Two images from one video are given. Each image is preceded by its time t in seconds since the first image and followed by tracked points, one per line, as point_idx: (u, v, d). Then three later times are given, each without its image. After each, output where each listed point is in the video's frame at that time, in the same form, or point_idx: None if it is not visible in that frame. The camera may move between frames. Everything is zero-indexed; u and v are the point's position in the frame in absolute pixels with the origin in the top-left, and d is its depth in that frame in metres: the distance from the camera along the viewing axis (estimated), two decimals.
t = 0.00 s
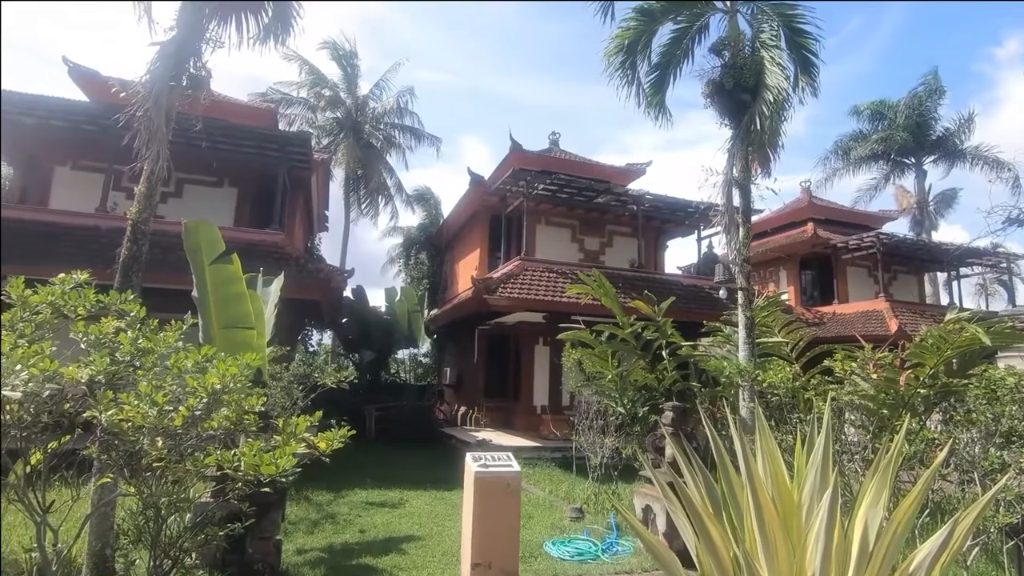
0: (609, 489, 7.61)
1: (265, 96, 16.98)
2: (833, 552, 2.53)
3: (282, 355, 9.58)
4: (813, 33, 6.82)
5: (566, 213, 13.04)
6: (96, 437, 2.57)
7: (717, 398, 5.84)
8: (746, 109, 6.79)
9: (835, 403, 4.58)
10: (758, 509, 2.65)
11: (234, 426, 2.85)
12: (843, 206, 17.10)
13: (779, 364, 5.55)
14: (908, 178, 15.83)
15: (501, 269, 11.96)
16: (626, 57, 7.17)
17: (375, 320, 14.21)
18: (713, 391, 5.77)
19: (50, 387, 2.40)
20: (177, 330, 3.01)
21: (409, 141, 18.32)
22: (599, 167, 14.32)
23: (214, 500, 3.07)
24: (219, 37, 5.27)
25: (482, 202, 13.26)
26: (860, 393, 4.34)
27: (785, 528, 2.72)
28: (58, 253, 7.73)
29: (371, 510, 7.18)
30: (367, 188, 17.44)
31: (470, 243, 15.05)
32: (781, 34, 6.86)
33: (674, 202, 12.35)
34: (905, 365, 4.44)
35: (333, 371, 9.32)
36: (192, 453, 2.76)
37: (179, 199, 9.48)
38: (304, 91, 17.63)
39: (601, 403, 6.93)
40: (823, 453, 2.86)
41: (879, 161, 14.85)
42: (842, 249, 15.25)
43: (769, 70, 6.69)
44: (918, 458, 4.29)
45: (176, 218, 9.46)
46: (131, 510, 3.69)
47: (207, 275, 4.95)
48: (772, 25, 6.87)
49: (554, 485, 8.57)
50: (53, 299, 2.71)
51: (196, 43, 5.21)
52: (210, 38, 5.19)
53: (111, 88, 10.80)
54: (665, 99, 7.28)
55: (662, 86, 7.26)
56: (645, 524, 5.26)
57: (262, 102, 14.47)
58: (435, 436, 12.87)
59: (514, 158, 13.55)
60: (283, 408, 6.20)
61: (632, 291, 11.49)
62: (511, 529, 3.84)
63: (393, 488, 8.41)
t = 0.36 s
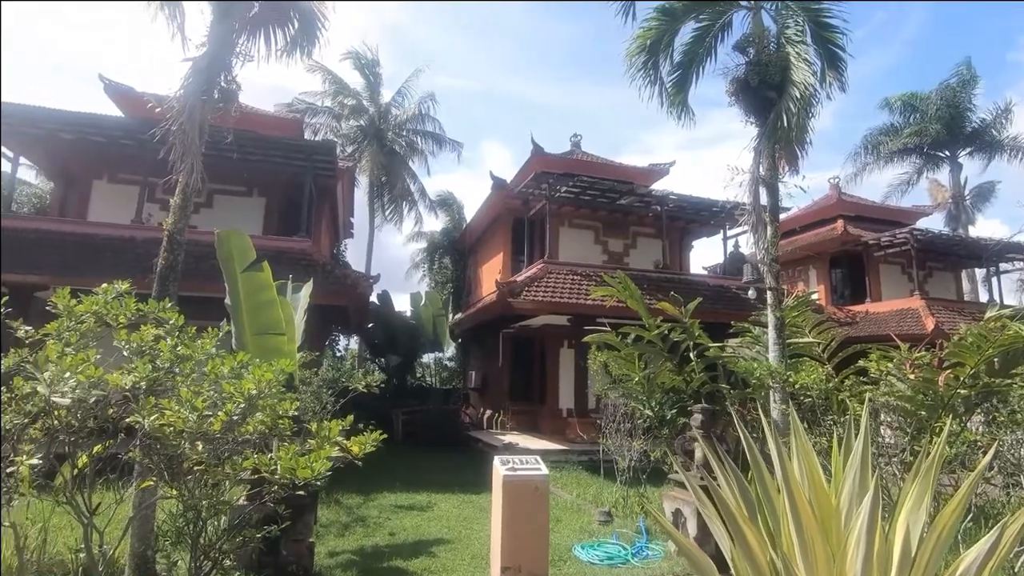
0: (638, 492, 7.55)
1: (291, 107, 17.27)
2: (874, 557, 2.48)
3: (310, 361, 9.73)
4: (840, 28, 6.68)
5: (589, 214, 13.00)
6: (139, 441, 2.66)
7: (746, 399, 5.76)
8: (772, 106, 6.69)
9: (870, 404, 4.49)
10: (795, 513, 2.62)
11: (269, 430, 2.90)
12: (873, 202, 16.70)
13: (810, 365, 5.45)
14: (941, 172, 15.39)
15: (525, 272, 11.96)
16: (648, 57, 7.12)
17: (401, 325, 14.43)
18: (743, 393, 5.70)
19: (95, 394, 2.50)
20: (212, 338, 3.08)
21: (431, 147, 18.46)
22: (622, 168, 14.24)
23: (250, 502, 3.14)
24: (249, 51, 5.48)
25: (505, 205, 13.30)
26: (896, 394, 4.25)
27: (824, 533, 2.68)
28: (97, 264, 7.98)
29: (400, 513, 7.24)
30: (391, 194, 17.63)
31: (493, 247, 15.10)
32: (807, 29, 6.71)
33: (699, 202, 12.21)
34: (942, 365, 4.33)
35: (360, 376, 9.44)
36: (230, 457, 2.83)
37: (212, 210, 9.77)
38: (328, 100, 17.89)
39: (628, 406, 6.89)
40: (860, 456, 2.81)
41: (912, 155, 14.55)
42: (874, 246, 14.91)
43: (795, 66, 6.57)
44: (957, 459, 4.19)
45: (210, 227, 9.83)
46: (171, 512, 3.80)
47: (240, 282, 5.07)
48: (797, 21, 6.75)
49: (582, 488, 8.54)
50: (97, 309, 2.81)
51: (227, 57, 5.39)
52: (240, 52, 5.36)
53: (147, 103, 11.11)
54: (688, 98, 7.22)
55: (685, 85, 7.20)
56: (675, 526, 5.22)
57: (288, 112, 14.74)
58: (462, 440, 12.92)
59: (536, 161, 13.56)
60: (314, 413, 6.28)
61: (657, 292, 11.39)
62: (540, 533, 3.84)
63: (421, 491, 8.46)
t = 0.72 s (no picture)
0: (665, 496, 7.48)
1: (314, 116, 17.53)
2: (915, 563, 2.44)
3: (337, 366, 9.85)
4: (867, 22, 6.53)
5: (611, 216, 12.94)
6: (178, 446, 2.74)
7: (776, 402, 5.67)
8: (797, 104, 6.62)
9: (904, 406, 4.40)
10: (832, 517, 2.58)
11: (302, 434, 2.94)
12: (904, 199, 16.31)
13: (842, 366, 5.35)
14: (975, 166, 14.97)
15: (547, 275, 11.95)
16: (669, 57, 7.11)
17: (425, 330, 14.48)
18: (773, 395, 5.61)
19: (137, 400, 2.57)
20: (244, 344, 3.14)
21: (452, 152, 18.58)
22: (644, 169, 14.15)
23: (283, 506, 3.20)
24: (276, 64, 5.62)
25: (526, 209, 13.31)
26: (931, 394, 4.16)
27: (862, 538, 2.63)
28: (131, 274, 8.20)
29: (427, 516, 7.29)
30: (413, 200, 17.79)
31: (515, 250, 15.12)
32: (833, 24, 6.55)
33: (723, 202, 12.07)
34: (980, 365, 4.23)
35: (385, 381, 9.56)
36: (264, 462, 2.89)
37: (239, 219, 9.97)
38: (350, 109, 18.10)
39: (654, 409, 6.84)
40: (897, 459, 2.75)
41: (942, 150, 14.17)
42: (905, 243, 14.57)
43: (821, 63, 6.45)
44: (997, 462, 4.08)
45: (238, 236, 10.05)
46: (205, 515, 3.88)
47: (269, 289, 5.18)
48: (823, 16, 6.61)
49: (608, 492, 8.49)
50: (135, 317, 2.89)
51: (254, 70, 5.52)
52: (267, 65, 5.53)
53: (178, 116, 11.40)
54: (710, 98, 7.20)
55: (706, 84, 7.17)
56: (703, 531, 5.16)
57: (311, 122, 14.98)
58: (486, 444, 12.95)
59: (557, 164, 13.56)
60: (341, 418, 6.35)
61: (681, 294, 11.29)
62: (567, 536, 3.83)
63: (447, 495, 8.49)
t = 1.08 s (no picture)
0: (691, 501, 7.40)
1: (335, 124, 17.76)
2: (956, 569, 2.39)
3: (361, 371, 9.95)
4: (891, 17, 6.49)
5: (632, 218, 12.88)
6: (212, 451, 2.79)
7: (805, 404, 5.59)
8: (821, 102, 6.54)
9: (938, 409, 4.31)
10: (867, 522, 2.54)
11: (332, 438, 2.99)
12: (932, 196, 15.95)
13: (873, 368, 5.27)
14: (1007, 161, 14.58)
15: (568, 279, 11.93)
16: (690, 58, 7.03)
17: (446, 335, 14.58)
18: (801, 398, 5.54)
19: (177, 405, 2.64)
20: (274, 351, 3.21)
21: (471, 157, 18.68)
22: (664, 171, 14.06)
23: (314, 509, 3.25)
24: (300, 75, 5.75)
25: (546, 212, 13.33)
26: (967, 397, 4.07)
27: (900, 542, 2.58)
28: (162, 282, 8.41)
29: (452, 520, 7.31)
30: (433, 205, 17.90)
31: (536, 254, 15.12)
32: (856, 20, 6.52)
33: (746, 202, 11.95)
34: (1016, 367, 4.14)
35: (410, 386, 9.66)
36: (296, 465, 2.94)
37: (264, 227, 10.15)
38: (371, 117, 18.33)
39: (679, 412, 6.78)
40: (934, 463, 2.70)
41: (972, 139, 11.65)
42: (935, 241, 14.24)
43: (845, 60, 6.40)
44: None
45: (264, 245, 10.24)
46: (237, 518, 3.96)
47: (295, 296, 5.28)
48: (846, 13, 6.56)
49: (633, 497, 8.43)
50: (171, 326, 2.97)
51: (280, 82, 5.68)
52: (292, 77, 5.68)
53: (205, 128, 11.66)
54: (731, 98, 7.14)
55: (728, 84, 7.12)
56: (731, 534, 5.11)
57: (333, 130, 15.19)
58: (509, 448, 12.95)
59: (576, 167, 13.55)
60: (366, 422, 6.41)
61: (704, 296, 11.18)
62: (593, 541, 3.82)
63: (471, 499, 8.52)
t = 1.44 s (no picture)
0: (718, 505, 7.32)
1: (356, 133, 17.98)
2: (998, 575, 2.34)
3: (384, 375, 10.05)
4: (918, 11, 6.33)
5: (653, 220, 12.81)
6: (246, 456, 2.86)
7: (833, 407, 5.51)
8: (847, 100, 6.45)
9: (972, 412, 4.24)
10: (904, 526, 2.51)
11: (360, 443, 3.04)
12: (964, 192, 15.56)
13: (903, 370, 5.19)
14: None
15: (589, 282, 11.90)
16: (710, 60, 7.01)
17: (468, 340, 14.61)
18: (828, 400, 5.47)
19: (214, 411, 2.71)
20: (303, 356, 3.28)
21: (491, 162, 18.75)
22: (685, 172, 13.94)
23: (343, 512, 3.32)
24: (325, 86, 5.87)
25: (565, 216, 13.35)
26: (1004, 399, 4.00)
27: (936, 546, 2.54)
28: (191, 289, 8.60)
29: (476, 524, 7.34)
30: (454, 210, 17.99)
31: (556, 257, 15.10)
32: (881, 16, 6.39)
33: (768, 202, 11.79)
34: None
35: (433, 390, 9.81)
36: (328, 468, 3.00)
37: (288, 235, 10.32)
38: (391, 124, 18.51)
39: (703, 416, 6.71)
40: (972, 468, 2.64)
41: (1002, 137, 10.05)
42: (967, 239, 13.88)
43: (870, 58, 6.27)
44: None
45: (289, 252, 10.41)
46: (269, 521, 4.04)
47: (322, 303, 5.38)
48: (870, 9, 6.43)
49: (658, 501, 8.36)
50: (205, 333, 3.06)
51: (307, 94, 5.83)
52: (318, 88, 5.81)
53: (231, 139, 11.91)
54: (754, 98, 7.08)
55: (750, 85, 7.06)
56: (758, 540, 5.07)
57: (354, 138, 15.38)
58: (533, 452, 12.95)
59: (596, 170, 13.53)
60: (391, 427, 6.46)
61: (727, 297, 11.06)
62: (620, 546, 3.81)
63: (495, 503, 8.53)
